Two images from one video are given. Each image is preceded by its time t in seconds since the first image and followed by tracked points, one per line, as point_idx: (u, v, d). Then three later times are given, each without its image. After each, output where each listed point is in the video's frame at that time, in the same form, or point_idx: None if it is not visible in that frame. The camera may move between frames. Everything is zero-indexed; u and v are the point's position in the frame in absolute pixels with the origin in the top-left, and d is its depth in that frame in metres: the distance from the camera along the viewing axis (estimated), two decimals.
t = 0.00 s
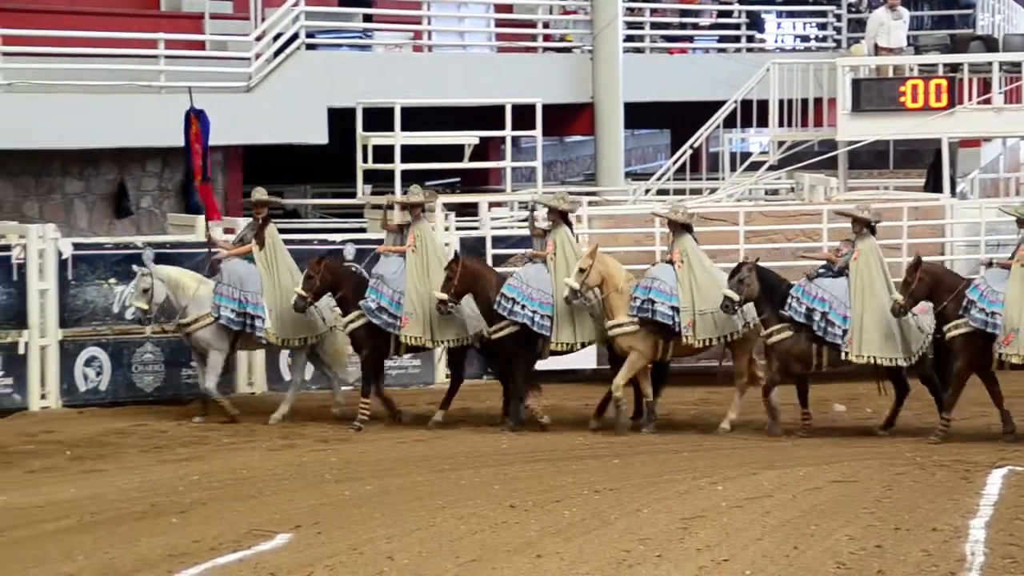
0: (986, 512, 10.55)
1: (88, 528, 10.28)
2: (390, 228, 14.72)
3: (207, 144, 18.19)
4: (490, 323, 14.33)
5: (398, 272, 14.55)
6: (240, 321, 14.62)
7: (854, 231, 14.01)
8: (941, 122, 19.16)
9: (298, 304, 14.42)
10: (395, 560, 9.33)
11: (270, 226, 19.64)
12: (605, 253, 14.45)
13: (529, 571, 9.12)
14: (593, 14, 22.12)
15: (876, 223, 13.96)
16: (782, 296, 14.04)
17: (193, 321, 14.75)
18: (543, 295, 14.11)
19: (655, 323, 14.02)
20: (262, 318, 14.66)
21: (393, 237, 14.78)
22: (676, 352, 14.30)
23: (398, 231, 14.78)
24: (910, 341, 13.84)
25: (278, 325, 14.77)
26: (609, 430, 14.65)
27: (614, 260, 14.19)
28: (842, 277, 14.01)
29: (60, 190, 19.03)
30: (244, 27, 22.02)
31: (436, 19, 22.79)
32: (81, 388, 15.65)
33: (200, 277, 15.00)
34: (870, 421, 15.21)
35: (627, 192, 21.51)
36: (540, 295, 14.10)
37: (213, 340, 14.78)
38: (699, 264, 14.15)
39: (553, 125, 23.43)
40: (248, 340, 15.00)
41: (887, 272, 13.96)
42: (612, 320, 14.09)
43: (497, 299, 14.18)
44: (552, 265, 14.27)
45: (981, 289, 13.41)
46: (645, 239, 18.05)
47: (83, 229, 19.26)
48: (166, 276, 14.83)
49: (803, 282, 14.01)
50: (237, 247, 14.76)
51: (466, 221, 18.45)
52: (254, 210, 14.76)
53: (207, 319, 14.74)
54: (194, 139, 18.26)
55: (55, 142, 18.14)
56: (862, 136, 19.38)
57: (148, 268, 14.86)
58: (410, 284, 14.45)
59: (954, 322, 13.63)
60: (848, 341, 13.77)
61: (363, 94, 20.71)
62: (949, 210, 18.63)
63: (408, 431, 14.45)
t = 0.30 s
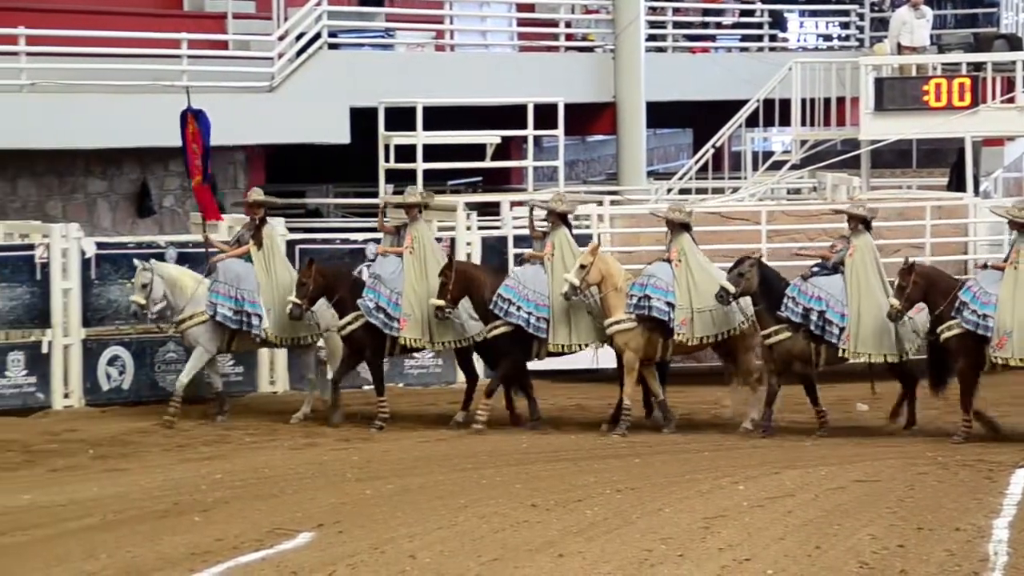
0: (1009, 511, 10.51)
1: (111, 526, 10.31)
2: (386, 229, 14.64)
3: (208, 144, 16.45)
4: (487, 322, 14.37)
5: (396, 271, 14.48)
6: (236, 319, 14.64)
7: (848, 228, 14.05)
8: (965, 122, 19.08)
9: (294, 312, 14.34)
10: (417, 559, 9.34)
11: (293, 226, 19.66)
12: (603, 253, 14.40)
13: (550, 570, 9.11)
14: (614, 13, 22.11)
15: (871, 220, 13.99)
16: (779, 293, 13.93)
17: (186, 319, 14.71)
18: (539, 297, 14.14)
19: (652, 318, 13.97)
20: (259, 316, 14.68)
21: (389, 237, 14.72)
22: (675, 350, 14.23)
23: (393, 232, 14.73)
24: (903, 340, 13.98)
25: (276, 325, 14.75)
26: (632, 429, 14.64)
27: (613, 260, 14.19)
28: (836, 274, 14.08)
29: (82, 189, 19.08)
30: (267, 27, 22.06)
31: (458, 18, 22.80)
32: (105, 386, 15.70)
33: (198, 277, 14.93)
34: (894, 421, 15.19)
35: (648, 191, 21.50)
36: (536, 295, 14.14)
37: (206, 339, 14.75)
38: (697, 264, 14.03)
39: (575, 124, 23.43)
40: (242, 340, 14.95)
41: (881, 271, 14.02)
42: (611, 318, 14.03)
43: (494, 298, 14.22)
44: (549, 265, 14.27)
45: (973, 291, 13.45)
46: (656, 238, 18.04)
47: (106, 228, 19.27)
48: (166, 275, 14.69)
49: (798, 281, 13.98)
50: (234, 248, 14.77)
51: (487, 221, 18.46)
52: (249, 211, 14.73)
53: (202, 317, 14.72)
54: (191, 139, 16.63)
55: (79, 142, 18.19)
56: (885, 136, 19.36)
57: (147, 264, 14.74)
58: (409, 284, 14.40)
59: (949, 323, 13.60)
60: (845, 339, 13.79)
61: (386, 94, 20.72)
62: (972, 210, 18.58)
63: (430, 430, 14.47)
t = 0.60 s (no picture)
0: None
1: (142, 525, 10.34)
2: (386, 228, 14.61)
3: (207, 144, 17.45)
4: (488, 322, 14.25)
5: (395, 270, 14.40)
6: (235, 321, 14.44)
7: (844, 230, 13.94)
8: (996, 121, 18.97)
9: (298, 307, 14.28)
10: (446, 558, 9.34)
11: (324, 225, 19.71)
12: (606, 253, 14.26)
13: (580, 569, 9.12)
14: (644, 12, 22.08)
15: (866, 222, 13.89)
16: (775, 296, 13.90)
17: (186, 320, 14.60)
18: (539, 297, 14.01)
19: (655, 318, 13.86)
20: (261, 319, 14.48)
21: (388, 236, 14.69)
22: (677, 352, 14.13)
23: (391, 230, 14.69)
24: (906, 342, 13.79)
25: (279, 322, 14.63)
26: (660, 429, 14.62)
27: (610, 260, 14.00)
28: (835, 275, 13.96)
29: (114, 189, 19.17)
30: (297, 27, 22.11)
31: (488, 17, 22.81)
32: (135, 385, 15.74)
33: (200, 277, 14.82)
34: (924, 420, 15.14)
35: (677, 190, 21.47)
36: (536, 296, 14.01)
37: (206, 340, 14.64)
38: (698, 265, 13.99)
39: (604, 123, 23.41)
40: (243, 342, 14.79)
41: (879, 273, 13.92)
42: (613, 320, 13.89)
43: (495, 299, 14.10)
44: (550, 265, 14.16)
45: (971, 290, 13.39)
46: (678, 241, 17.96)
47: (137, 227, 19.37)
48: (170, 273, 14.60)
49: (797, 283, 13.82)
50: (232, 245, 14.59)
51: (515, 220, 18.45)
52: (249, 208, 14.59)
53: (202, 319, 14.60)
54: (189, 137, 17.53)
55: (113, 142, 18.25)
56: (915, 135, 19.29)
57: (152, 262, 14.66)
58: (409, 283, 14.37)
59: (947, 324, 13.58)
60: (847, 341, 13.68)
61: (415, 93, 20.74)
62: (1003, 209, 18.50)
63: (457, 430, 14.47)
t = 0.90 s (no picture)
0: None
1: (174, 524, 10.37)
2: (390, 227, 14.57)
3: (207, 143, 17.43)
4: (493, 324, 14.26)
5: (399, 271, 14.41)
6: (234, 329, 14.34)
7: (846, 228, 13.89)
8: None
9: (302, 307, 14.32)
10: (477, 558, 9.34)
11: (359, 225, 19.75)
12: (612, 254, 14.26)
13: (612, 569, 9.11)
14: (676, 12, 22.07)
15: (868, 219, 13.80)
16: (777, 293, 13.72)
17: (189, 323, 14.46)
18: (544, 297, 13.99)
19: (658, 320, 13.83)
20: (257, 329, 14.41)
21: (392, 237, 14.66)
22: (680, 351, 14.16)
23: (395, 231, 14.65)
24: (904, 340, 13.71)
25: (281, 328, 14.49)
26: (690, 429, 14.61)
27: (617, 259, 13.95)
28: (836, 274, 13.87)
29: (146, 188, 19.18)
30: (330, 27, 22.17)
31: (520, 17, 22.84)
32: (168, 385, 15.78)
33: (200, 278, 14.66)
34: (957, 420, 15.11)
35: (709, 190, 21.44)
36: (543, 296, 13.99)
37: (212, 342, 14.58)
38: (702, 265, 14.01)
39: (636, 123, 23.41)
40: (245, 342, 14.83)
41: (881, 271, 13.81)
42: (618, 321, 13.89)
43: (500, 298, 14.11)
44: (555, 265, 14.13)
45: (970, 291, 13.34)
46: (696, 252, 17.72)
47: (169, 227, 19.30)
48: (170, 276, 14.41)
49: (798, 281, 13.74)
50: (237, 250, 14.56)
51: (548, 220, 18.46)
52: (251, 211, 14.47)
53: (204, 322, 14.47)
54: (190, 135, 17.51)
55: (147, 142, 18.31)
56: (948, 134, 19.23)
57: (152, 263, 14.42)
58: (413, 284, 14.35)
59: (946, 324, 13.53)
60: (845, 338, 13.51)
61: (448, 92, 20.77)
62: None
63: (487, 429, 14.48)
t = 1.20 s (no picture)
0: None
1: (202, 523, 10.40)
2: (393, 229, 14.57)
3: (213, 142, 16.33)
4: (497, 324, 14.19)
5: (402, 271, 14.39)
6: (234, 330, 14.37)
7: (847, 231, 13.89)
8: None
9: (308, 306, 14.28)
10: (504, 557, 9.35)
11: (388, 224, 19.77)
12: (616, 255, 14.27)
13: (639, 569, 9.11)
14: (703, 12, 22.04)
15: (869, 222, 13.82)
16: (777, 294, 13.77)
17: (191, 326, 14.48)
18: (550, 297, 13.97)
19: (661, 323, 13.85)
20: (255, 330, 14.46)
21: (394, 237, 14.65)
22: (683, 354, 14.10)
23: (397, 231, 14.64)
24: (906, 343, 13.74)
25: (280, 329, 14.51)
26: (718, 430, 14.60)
27: (618, 261, 13.95)
28: (838, 276, 13.82)
29: (174, 188, 19.26)
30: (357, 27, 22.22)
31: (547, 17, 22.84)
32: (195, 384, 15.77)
33: (201, 278, 14.67)
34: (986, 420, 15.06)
35: (736, 189, 21.40)
36: (547, 296, 13.96)
37: (214, 344, 14.57)
38: (706, 266, 13.90)
39: (663, 123, 23.38)
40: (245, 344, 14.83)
41: (882, 274, 13.83)
42: (620, 322, 13.90)
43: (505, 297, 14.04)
44: (560, 266, 14.14)
45: (967, 291, 13.43)
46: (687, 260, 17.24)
47: (197, 227, 19.46)
48: (172, 277, 14.42)
49: (800, 282, 13.73)
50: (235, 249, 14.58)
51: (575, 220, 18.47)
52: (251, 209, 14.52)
53: (206, 324, 14.49)
54: (196, 137, 16.49)
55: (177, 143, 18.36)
56: (976, 133, 19.17)
57: (153, 264, 14.40)
58: (416, 284, 14.34)
59: (941, 323, 13.58)
60: (848, 341, 13.57)
61: (477, 92, 20.79)
62: None
63: (513, 430, 14.49)
